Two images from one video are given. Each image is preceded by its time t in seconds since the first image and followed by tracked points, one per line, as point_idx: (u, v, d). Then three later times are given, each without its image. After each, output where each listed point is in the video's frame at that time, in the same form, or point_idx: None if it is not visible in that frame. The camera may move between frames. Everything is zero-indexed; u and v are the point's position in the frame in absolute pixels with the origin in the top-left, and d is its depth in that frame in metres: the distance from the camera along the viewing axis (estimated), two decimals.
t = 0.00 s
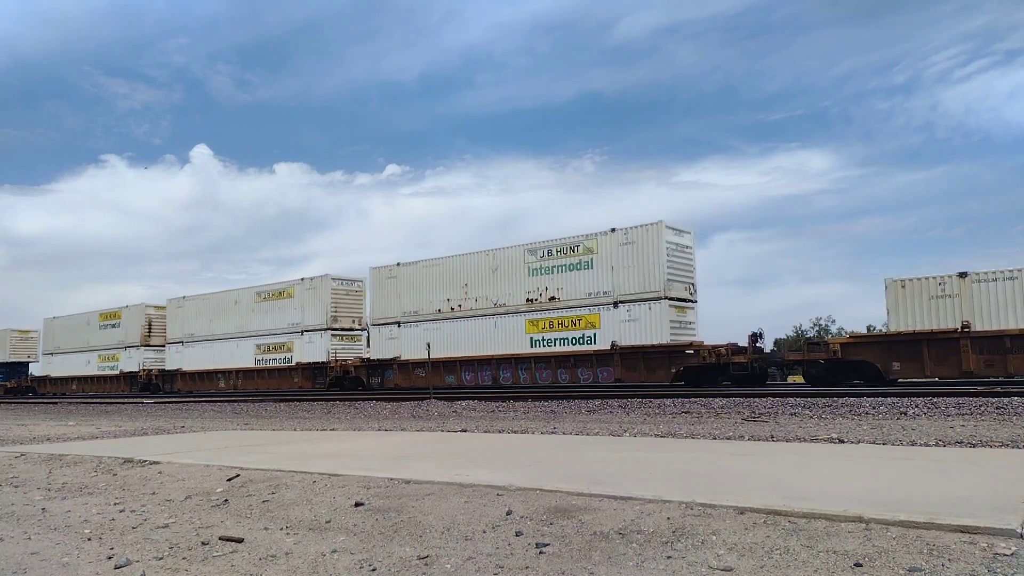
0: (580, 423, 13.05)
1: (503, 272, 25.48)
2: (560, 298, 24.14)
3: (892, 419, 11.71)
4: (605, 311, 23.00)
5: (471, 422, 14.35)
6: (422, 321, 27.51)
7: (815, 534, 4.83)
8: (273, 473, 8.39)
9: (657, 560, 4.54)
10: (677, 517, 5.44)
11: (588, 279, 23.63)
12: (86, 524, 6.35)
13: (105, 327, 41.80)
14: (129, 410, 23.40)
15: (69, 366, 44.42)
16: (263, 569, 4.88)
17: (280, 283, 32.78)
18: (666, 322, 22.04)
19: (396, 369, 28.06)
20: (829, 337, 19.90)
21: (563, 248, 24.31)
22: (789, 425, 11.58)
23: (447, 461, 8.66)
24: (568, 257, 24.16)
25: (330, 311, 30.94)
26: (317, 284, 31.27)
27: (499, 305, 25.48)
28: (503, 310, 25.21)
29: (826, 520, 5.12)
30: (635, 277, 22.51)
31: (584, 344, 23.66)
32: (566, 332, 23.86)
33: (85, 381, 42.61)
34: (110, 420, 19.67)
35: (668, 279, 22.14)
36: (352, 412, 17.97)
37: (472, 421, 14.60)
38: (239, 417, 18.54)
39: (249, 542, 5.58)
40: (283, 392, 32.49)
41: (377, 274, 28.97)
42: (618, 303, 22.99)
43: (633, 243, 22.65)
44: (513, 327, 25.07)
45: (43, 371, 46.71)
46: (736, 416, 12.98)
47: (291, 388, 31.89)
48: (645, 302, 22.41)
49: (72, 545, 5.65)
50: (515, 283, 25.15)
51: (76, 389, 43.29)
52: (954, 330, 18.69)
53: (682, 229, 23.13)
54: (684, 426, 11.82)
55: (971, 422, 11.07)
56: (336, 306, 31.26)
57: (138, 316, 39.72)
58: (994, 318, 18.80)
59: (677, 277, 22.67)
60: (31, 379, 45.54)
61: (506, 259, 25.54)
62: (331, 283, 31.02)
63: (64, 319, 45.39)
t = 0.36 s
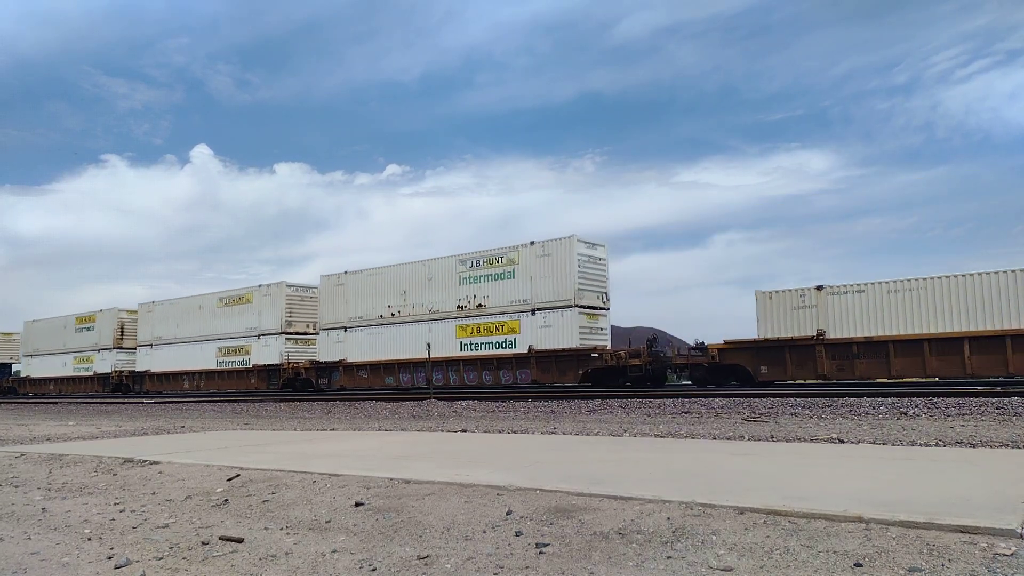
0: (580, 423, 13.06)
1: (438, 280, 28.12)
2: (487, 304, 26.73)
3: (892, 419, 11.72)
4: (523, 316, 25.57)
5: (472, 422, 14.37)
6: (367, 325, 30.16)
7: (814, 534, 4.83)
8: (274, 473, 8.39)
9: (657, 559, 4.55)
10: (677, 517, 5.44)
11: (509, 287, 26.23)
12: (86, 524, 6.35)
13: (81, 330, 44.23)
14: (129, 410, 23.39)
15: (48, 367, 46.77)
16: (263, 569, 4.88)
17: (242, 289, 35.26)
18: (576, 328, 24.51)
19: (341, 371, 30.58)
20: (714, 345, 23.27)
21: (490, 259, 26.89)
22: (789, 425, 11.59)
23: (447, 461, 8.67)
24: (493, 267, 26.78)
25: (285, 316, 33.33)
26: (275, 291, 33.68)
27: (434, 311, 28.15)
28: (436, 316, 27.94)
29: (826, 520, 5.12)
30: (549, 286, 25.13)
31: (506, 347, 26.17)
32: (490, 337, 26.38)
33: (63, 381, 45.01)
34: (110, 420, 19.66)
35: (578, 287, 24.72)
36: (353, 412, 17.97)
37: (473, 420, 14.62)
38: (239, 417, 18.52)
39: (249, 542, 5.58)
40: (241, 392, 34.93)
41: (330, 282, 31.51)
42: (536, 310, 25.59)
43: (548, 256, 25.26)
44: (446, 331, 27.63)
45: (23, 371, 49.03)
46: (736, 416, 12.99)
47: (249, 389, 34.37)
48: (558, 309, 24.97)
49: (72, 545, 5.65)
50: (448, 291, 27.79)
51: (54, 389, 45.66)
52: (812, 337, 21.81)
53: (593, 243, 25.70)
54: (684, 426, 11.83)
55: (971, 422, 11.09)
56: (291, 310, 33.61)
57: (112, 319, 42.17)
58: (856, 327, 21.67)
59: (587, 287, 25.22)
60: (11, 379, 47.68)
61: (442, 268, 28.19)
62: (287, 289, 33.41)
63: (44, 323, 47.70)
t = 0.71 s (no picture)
0: (579, 423, 13.05)
1: (375, 289, 29.26)
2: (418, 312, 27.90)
3: (892, 419, 11.72)
4: (449, 323, 26.81)
5: (472, 422, 14.36)
6: (312, 330, 31.37)
7: (814, 534, 4.83)
8: (273, 473, 8.39)
9: (657, 560, 4.55)
10: (677, 517, 5.44)
11: (438, 295, 27.41)
12: (86, 524, 6.34)
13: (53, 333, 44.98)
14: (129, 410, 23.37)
15: (22, 369, 47.50)
16: (263, 569, 4.88)
17: (201, 295, 36.26)
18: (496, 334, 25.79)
19: (290, 374, 31.85)
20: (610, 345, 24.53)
21: (422, 269, 28.01)
22: (789, 425, 11.59)
23: (448, 461, 8.66)
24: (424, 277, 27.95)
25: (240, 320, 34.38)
26: (232, 297, 34.74)
27: (371, 318, 29.30)
28: (374, 322, 29.07)
29: (826, 520, 5.12)
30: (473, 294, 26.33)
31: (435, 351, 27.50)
32: (421, 341, 27.73)
33: (36, 383, 45.79)
34: (109, 419, 19.64)
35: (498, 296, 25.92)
36: (353, 412, 17.97)
37: (473, 420, 14.61)
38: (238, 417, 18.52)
39: (249, 542, 5.58)
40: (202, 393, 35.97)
41: (278, 290, 32.53)
42: (461, 316, 26.67)
43: (473, 266, 26.43)
44: (382, 336, 28.80)
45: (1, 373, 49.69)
46: (736, 416, 12.99)
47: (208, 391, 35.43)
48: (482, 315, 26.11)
49: (72, 545, 5.65)
50: (384, 298, 28.97)
51: (32, 390, 46.33)
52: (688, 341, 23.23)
53: (515, 254, 26.88)
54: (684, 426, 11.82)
55: (971, 422, 11.09)
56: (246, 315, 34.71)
57: (81, 323, 42.92)
58: (732, 333, 22.95)
59: (508, 295, 26.49)
60: None
61: (378, 277, 29.40)
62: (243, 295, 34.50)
63: (19, 326, 48.40)
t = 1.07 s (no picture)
0: (579, 423, 13.06)
1: (324, 296, 30.77)
2: (361, 317, 29.44)
3: (892, 419, 11.73)
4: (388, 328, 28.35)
5: (472, 422, 14.36)
6: (267, 334, 32.68)
7: (814, 534, 4.83)
8: (273, 473, 8.39)
9: (657, 559, 4.55)
10: (677, 517, 5.44)
11: (379, 302, 28.95)
12: (85, 524, 6.34)
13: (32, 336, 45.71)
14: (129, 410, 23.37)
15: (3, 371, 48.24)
16: (263, 569, 4.88)
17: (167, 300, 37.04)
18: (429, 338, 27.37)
19: (246, 376, 33.04)
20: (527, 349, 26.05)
21: (365, 278, 29.51)
22: (789, 425, 11.59)
23: (448, 461, 8.66)
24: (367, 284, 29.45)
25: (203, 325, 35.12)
26: (194, 302, 35.47)
27: (320, 323, 30.81)
28: (323, 327, 30.59)
29: (826, 520, 5.11)
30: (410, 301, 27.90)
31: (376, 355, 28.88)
32: (362, 345, 29.18)
33: (16, 384, 46.55)
34: (109, 419, 19.63)
35: (432, 303, 27.52)
36: (352, 412, 17.98)
37: (473, 420, 14.61)
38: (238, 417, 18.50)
39: (249, 542, 5.58)
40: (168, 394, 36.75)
41: (238, 295, 33.89)
42: (400, 322, 28.27)
43: (410, 276, 28.03)
44: (329, 341, 30.34)
45: None
46: (736, 416, 12.99)
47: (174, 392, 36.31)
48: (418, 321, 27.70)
49: (72, 545, 5.65)
50: (332, 305, 30.50)
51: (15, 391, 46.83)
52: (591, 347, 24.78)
53: (450, 264, 28.43)
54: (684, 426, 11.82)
55: (971, 422, 11.10)
56: (208, 319, 35.51)
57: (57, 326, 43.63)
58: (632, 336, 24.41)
59: (442, 302, 28.06)
60: None
61: (326, 284, 30.87)
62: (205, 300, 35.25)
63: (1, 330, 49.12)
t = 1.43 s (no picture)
0: (579, 423, 13.07)
1: (277, 302, 31.57)
2: (311, 322, 30.27)
3: (892, 419, 11.75)
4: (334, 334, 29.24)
5: (472, 422, 14.37)
6: (226, 338, 33.68)
7: (813, 534, 4.84)
8: (274, 473, 8.39)
9: (657, 559, 4.54)
10: (677, 517, 5.44)
11: (327, 309, 29.74)
12: (85, 523, 6.35)
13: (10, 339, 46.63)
14: (129, 410, 23.36)
15: None
16: (263, 569, 4.88)
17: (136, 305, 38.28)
18: (371, 343, 28.37)
19: (207, 377, 34.17)
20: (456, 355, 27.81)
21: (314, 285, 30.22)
22: (789, 425, 11.60)
23: (447, 461, 8.66)
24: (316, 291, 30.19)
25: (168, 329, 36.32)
26: (161, 306, 36.69)
27: (274, 327, 31.71)
28: (276, 331, 31.54)
29: (826, 521, 5.11)
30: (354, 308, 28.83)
31: (324, 358, 29.91)
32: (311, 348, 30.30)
33: None
34: (109, 419, 19.62)
35: (375, 310, 28.41)
36: (353, 412, 17.98)
37: (473, 421, 14.62)
38: (237, 417, 18.51)
39: (249, 542, 5.58)
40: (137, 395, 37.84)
41: (199, 300, 34.67)
42: (345, 327, 29.17)
43: (354, 284, 28.59)
44: (282, 344, 31.34)
45: None
46: (736, 416, 13.01)
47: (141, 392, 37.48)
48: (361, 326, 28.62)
49: (71, 545, 5.65)
50: (284, 310, 31.32)
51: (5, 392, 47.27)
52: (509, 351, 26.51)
53: (393, 272, 29.08)
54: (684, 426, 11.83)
55: (970, 422, 11.12)
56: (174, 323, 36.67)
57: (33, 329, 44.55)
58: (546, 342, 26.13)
59: (384, 309, 28.98)
60: None
61: (279, 291, 31.60)
62: (171, 305, 36.47)
63: None
